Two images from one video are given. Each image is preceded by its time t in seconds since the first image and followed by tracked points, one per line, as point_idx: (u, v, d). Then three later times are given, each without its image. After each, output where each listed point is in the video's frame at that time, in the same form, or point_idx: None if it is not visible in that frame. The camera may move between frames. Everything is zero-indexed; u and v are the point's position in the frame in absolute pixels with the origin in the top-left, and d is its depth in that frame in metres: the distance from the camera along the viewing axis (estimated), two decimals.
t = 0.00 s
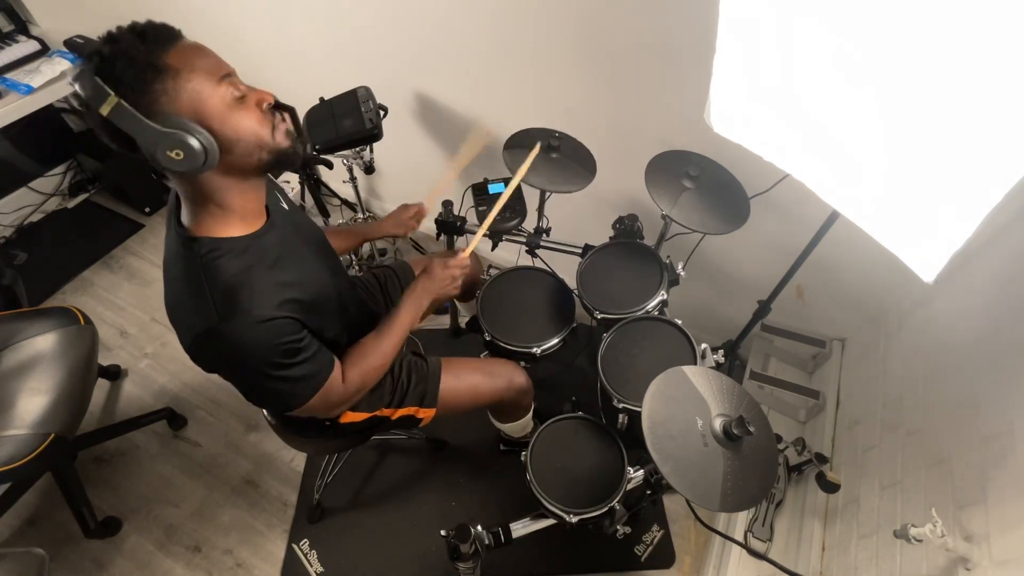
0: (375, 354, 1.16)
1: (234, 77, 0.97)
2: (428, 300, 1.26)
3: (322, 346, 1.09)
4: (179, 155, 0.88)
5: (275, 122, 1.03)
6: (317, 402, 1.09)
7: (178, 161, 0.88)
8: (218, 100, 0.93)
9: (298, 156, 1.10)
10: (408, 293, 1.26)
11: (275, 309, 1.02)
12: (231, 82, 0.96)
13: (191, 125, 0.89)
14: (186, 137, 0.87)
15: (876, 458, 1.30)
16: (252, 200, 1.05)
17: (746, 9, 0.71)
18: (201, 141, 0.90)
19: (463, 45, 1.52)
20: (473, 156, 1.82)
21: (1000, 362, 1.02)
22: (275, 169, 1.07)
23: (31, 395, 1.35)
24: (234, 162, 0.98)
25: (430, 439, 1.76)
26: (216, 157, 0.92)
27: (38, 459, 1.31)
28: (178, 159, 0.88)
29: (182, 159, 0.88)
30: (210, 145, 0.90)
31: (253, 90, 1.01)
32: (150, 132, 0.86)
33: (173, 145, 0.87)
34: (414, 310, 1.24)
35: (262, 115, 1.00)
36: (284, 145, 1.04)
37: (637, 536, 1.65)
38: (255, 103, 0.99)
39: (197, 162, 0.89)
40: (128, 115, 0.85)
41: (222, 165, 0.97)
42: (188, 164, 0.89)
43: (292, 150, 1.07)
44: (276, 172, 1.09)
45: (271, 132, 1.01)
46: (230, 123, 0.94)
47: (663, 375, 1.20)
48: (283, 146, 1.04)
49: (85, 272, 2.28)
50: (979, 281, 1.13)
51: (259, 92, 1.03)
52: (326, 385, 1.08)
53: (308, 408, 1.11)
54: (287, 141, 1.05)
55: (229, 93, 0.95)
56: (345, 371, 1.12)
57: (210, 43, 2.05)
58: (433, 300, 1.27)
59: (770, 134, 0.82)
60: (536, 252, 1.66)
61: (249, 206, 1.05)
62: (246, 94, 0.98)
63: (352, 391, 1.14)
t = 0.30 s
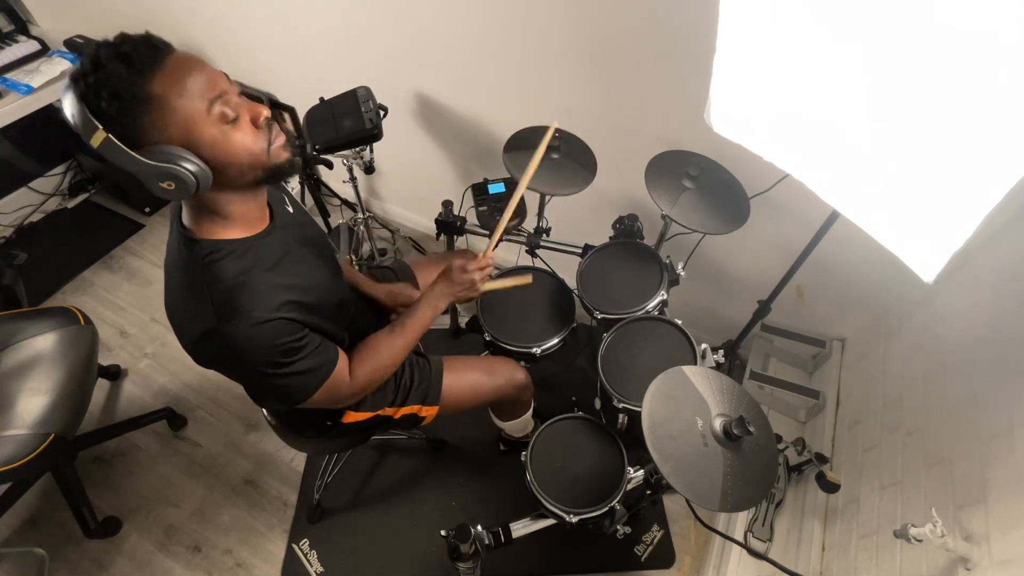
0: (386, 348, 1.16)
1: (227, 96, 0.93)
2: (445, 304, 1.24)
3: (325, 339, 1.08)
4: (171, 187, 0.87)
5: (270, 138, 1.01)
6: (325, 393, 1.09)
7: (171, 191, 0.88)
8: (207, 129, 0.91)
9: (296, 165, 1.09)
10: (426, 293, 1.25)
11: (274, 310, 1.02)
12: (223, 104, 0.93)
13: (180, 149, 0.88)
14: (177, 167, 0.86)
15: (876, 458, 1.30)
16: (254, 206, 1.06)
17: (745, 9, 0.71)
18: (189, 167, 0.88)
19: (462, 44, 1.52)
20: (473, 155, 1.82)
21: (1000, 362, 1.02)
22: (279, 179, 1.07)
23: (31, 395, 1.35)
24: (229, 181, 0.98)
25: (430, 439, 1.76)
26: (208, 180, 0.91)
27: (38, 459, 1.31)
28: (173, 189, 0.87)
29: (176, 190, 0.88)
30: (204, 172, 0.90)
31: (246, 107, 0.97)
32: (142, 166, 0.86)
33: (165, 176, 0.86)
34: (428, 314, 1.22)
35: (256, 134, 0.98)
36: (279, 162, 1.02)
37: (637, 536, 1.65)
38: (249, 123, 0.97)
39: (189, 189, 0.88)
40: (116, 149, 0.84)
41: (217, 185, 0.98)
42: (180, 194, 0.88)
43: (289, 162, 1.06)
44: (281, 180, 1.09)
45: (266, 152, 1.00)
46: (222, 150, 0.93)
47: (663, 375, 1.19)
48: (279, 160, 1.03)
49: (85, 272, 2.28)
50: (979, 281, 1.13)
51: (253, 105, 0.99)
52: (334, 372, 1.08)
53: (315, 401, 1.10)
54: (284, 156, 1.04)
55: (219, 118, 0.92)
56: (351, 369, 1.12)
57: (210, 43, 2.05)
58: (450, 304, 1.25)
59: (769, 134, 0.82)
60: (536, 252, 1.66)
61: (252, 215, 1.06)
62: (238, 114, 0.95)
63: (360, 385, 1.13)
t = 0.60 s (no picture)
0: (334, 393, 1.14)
1: (231, 103, 0.93)
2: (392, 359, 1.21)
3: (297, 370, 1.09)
4: (174, 193, 0.89)
5: (272, 143, 1.01)
6: (270, 430, 1.08)
7: (173, 197, 0.90)
8: (211, 138, 0.91)
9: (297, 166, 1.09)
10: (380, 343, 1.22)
11: (276, 315, 1.03)
12: (227, 112, 0.92)
13: (181, 156, 0.88)
14: (179, 176, 0.88)
15: (876, 458, 1.30)
16: (258, 205, 1.06)
17: (746, 9, 0.71)
18: (191, 175, 0.89)
19: (462, 45, 1.52)
20: (473, 155, 1.82)
21: (1000, 362, 1.02)
22: (285, 181, 1.08)
23: (31, 395, 1.35)
24: (234, 185, 0.99)
25: (430, 439, 1.76)
26: (210, 185, 0.92)
27: (38, 459, 1.31)
28: (176, 195, 0.90)
29: (178, 196, 0.90)
30: (206, 179, 0.91)
31: (250, 112, 0.96)
32: (144, 174, 0.87)
33: (168, 184, 0.87)
34: (377, 366, 1.19)
35: (258, 140, 0.98)
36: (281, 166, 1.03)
37: (637, 536, 1.65)
38: (251, 130, 0.97)
39: (192, 196, 0.90)
40: (118, 157, 0.85)
41: (222, 189, 0.99)
42: (182, 199, 0.90)
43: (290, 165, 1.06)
44: (286, 182, 1.10)
45: (268, 158, 1.00)
46: (225, 157, 0.94)
47: (663, 375, 1.20)
48: (282, 164, 1.03)
49: (85, 272, 2.28)
50: (978, 281, 1.13)
51: (256, 110, 0.99)
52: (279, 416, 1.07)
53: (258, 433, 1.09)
54: (285, 159, 1.04)
55: (222, 127, 0.92)
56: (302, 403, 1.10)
57: (210, 43, 2.05)
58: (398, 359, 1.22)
59: (770, 134, 0.82)
60: (536, 252, 1.66)
61: (258, 215, 1.07)
62: (241, 121, 0.95)
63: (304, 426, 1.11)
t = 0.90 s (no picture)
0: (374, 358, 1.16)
1: (233, 121, 0.93)
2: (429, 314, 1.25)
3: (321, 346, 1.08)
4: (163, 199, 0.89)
5: (268, 159, 1.02)
6: (320, 400, 1.10)
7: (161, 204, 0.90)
8: (209, 155, 0.92)
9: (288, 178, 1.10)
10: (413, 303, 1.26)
11: (273, 305, 1.02)
12: (228, 130, 0.93)
13: (172, 166, 0.88)
14: (170, 187, 0.88)
15: (876, 458, 1.30)
16: (247, 208, 1.06)
17: (746, 9, 0.71)
18: (179, 185, 0.89)
19: (462, 45, 1.52)
20: (473, 155, 1.82)
21: (1001, 363, 1.02)
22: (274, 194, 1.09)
23: (31, 395, 1.35)
24: (226, 194, 1.00)
25: (430, 439, 1.76)
26: (198, 195, 0.92)
27: (38, 459, 1.31)
28: (164, 202, 0.90)
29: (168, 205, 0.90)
30: (196, 189, 0.91)
31: (250, 130, 0.97)
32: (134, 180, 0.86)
33: (158, 195, 0.88)
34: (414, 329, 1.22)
35: (255, 157, 0.99)
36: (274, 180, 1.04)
37: (637, 536, 1.65)
38: (250, 147, 0.97)
39: (181, 204, 0.91)
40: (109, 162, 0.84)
41: (213, 198, 0.99)
42: (169, 204, 0.90)
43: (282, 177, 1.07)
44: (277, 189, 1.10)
45: (262, 173, 1.01)
46: (220, 172, 0.94)
47: (662, 375, 1.19)
48: (275, 178, 1.05)
49: (85, 271, 2.28)
50: (979, 282, 1.13)
51: (256, 126, 0.99)
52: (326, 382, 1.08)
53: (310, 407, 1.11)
54: (278, 173, 1.05)
55: (221, 145, 0.92)
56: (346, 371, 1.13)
57: (210, 44, 2.05)
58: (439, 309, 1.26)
59: (770, 134, 0.82)
60: (536, 252, 1.66)
61: (248, 219, 1.07)
62: (240, 138, 0.95)
63: (354, 392, 1.14)
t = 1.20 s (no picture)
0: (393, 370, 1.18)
1: (225, 121, 0.93)
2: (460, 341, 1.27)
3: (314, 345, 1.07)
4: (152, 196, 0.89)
5: (260, 161, 1.01)
6: (319, 399, 1.08)
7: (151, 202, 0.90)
8: (199, 154, 0.91)
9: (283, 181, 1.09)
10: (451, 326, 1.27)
11: (262, 304, 1.01)
12: (220, 130, 0.92)
13: (163, 163, 0.88)
14: (158, 184, 0.88)
15: (876, 458, 1.30)
16: (243, 209, 1.06)
17: (746, 9, 0.71)
18: (169, 182, 0.88)
19: (462, 45, 1.52)
20: (473, 155, 1.82)
21: (1000, 363, 1.02)
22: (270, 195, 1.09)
23: (31, 395, 1.35)
24: (218, 194, 0.99)
25: (430, 439, 1.76)
26: (188, 193, 0.92)
27: (39, 459, 1.31)
28: (154, 200, 0.89)
29: (157, 202, 0.90)
30: (185, 187, 0.91)
31: (243, 131, 0.96)
32: (123, 176, 0.86)
33: (146, 191, 0.87)
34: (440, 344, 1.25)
35: (247, 157, 0.98)
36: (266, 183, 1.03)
37: (637, 536, 1.65)
38: (242, 147, 0.96)
39: (169, 202, 0.91)
40: (100, 157, 0.84)
41: (205, 196, 0.99)
42: (158, 203, 0.90)
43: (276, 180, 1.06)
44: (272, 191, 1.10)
45: (254, 175, 1.00)
46: (210, 171, 0.94)
47: (663, 375, 1.20)
48: (268, 179, 1.04)
49: (85, 271, 2.28)
50: (978, 282, 1.13)
51: (250, 128, 0.98)
52: (326, 381, 1.07)
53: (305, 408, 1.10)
54: (270, 176, 1.04)
55: (211, 144, 0.92)
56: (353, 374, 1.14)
57: (210, 43, 2.05)
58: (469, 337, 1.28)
59: (770, 134, 0.82)
60: (536, 252, 1.66)
61: (243, 219, 1.06)
62: (232, 138, 0.94)
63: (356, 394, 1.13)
